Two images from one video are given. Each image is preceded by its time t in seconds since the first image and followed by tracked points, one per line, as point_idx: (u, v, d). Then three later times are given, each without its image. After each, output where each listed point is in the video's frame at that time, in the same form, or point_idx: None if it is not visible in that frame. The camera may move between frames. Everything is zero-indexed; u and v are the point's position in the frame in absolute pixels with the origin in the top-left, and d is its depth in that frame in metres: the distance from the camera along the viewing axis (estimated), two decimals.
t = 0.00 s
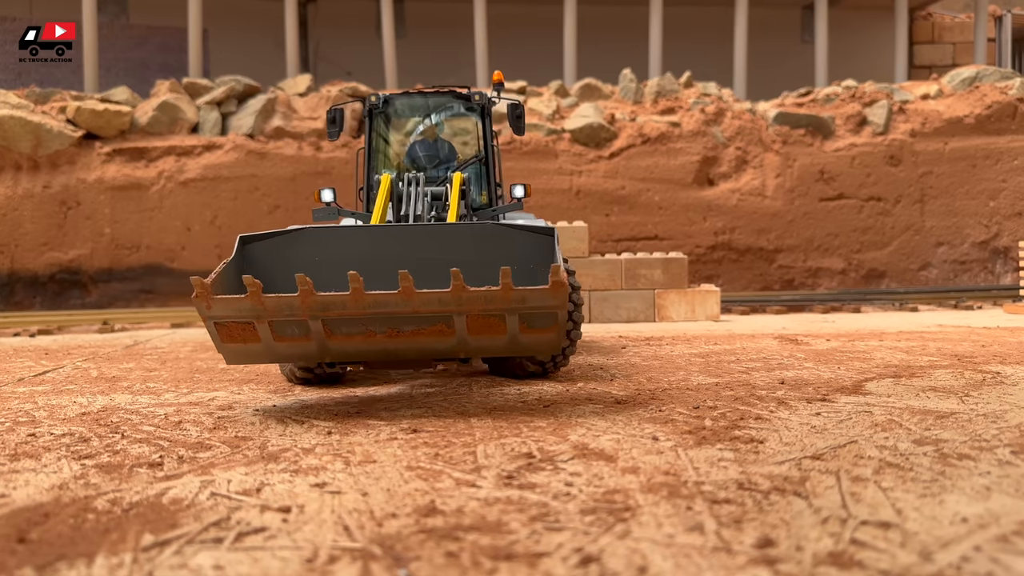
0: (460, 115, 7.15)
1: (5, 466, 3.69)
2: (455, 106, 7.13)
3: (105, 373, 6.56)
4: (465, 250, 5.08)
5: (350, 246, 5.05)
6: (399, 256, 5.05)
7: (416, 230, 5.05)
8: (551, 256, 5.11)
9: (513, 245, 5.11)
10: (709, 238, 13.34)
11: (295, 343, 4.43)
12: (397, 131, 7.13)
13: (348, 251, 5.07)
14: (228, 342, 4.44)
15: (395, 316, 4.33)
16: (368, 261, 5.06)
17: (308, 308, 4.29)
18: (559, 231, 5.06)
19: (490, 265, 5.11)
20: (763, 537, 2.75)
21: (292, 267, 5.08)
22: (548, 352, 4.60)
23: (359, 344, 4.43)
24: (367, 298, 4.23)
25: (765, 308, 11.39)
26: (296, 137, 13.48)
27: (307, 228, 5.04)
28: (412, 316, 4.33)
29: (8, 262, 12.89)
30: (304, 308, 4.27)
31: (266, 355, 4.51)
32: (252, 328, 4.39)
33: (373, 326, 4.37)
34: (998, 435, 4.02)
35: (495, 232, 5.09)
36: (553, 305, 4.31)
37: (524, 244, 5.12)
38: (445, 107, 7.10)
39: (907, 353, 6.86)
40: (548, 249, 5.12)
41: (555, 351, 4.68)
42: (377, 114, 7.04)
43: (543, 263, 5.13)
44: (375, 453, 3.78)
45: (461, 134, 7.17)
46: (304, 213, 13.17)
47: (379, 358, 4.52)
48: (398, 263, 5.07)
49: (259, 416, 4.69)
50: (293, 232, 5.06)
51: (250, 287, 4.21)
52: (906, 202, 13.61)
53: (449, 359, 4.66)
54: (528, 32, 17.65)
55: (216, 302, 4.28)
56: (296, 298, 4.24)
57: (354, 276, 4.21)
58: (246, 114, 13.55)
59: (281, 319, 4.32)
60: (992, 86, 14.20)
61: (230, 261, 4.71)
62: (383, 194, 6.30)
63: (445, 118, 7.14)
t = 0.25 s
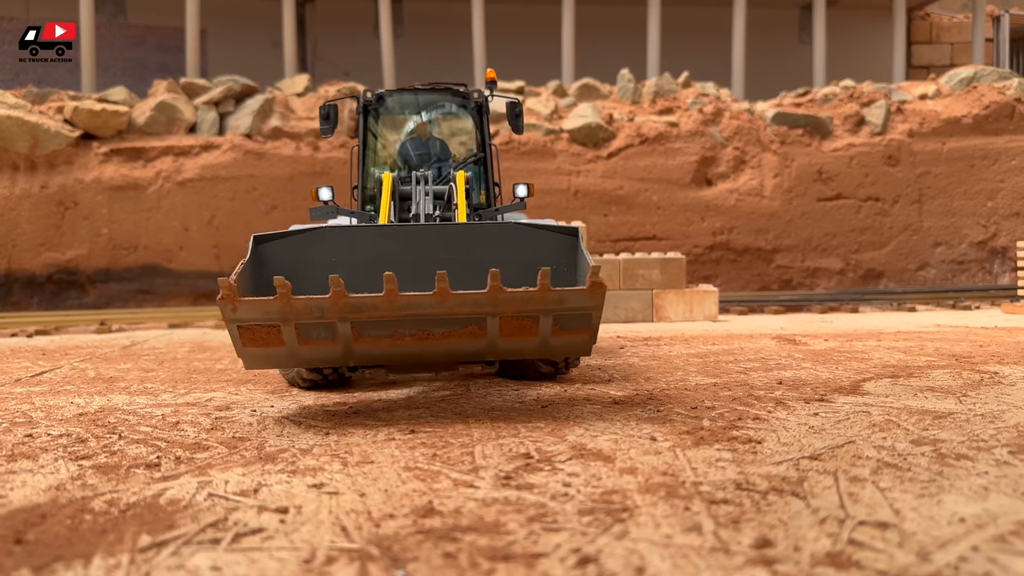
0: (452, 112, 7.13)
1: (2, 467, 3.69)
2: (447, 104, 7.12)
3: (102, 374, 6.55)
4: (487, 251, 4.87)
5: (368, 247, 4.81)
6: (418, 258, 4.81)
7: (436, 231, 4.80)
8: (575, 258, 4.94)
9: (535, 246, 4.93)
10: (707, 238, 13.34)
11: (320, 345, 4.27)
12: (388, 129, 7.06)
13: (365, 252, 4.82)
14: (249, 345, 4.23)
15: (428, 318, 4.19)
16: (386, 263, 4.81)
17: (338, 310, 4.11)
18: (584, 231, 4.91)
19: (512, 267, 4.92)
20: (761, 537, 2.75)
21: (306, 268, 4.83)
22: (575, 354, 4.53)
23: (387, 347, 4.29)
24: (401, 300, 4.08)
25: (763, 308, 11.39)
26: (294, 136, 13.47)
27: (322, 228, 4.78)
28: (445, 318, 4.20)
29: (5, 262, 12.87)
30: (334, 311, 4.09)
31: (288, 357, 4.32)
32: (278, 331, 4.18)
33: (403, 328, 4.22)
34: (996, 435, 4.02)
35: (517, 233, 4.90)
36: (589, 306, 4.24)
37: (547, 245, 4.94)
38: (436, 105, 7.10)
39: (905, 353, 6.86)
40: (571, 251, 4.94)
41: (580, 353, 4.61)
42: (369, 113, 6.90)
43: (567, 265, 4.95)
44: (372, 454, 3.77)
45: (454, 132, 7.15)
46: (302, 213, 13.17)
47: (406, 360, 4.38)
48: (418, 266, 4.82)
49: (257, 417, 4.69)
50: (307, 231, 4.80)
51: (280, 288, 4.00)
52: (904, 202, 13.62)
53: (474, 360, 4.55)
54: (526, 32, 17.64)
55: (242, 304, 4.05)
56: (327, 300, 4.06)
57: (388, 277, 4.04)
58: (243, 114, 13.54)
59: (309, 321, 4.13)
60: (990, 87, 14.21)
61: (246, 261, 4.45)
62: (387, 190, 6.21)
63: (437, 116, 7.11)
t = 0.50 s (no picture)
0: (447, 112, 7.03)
1: None
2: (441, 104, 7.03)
3: (100, 374, 6.53)
4: (512, 250, 4.77)
5: (391, 247, 4.63)
6: (442, 257, 4.68)
7: (461, 232, 4.71)
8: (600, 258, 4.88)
9: (560, 245, 4.86)
10: (706, 238, 13.33)
11: (351, 350, 4.07)
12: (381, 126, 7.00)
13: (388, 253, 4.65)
14: (276, 351, 4.03)
15: (463, 321, 4.06)
16: (409, 263, 4.66)
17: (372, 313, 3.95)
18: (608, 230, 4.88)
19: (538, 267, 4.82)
20: (759, 538, 2.74)
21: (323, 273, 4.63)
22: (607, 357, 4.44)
23: (421, 351, 4.12)
24: (439, 301, 3.95)
25: (761, 308, 11.39)
26: (292, 137, 13.47)
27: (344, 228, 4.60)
28: (481, 320, 4.08)
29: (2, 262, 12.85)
30: (369, 313, 3.93)
31: (315, 364, 4.11)
32: (308, 335, 3.99)
33: (438, 331, 4.07)
34: (994, 435, 4.02)
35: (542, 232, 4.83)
36: (627, 307, 4.20)
37: (572, 244, 4.88)
38: (430, 104, 7.00)
39: (904, 353, 6.87)
40: (596, 251, 4.89)
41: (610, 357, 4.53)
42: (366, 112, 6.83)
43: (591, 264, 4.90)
44: (371, 454, 3.76)
45: (449, 132, 7.04)
46: (300, 212, 13.16)
47: (438, 365, 4.22)
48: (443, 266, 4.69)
49: (254, 417, 4.68)
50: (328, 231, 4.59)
51: (315, 290, 3.83)
52: (902, 202, 13.63)
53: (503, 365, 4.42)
54: (525, 32, 17.65)
55: (275, 307, 3.86)
56: (363, 302, 3.90)
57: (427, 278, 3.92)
58: (241, 114, 13.53)
59: (341, 324, 3.95)
60: (988, 87, 14.22)
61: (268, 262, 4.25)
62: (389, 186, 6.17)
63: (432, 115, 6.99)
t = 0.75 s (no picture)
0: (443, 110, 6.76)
1: None
2: (437, 101, 6.75)
3: (97, 375, 6.52)
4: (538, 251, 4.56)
5: (414, 247, 4.38)
6: (467, 257, 4.44)
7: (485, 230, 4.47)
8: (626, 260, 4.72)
9: (586, 245, 4.66)
10: (704, 238, 13.33)
11: (384, 353, 4.00)
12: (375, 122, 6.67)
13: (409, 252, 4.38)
14: (307, 353, 3.94)
15: (499, 323, 4.01)
16: (432, 263, 4.41)
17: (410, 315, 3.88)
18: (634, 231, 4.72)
19: (564, 268, 4.61)
20: (757, 538, 2.74)
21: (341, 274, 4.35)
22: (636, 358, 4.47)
23: (455, 354, 4.06)
24: (481, 302, 3.90)
25: (759, 308, 11.40)
26: (290, 137, 13.46)
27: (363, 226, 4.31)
28: (517, 322, 4.04)
29: None
30: (408, 315, 3.86)
31: (346, 367, 4.05)
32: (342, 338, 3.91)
33: (474, 333, 4.02)
34: (991, 435, 4.02)
35: (568, 232, 4.63)
36: (665, 308, 4.24)
37: (598, 245, 4.68)
38: (426, 101, 6.70)
39: (901, 353, 6.87)
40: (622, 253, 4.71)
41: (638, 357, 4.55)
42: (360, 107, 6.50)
43: (617, 266, 4.72)
44: (368, 455, 3.76)
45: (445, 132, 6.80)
46: (298, 213, 13.15)
47: (469, 368, 4.17)
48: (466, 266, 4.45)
49: (251, 418, 4.67)
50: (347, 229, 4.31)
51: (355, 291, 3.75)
52: (900, 202, 13.64)
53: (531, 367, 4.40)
54: (522, 32, 17.65)
55: (313, 309, 3.76)
56: (403, 303, 3.83)
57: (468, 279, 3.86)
58: (239, 114, 13.52)
59: (378, 327, 3.88)
60: (986, 87, 14.23)
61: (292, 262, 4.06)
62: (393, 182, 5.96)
63: (427, 112, 6.70)
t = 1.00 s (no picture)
0: (438, 109, 6.55)
1: None
2: (432, 100, 6.56)
3: (94, 375, 6.50)
4: (559, 252, 4.70)
5: (446, 247, 4.50)
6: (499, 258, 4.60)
7: (517, 230, 4.62)
8: (652, 259, 4.87)
9: (612, 245, 4.81)
10: (702, 238, 13.33)
11: (421, 356, 3.96)
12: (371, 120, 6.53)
13: (441, 252, 4.50)
14: (344, 358, 3.86)
15: (539, 324, 4.03)
16: (462, 264, 4.54)
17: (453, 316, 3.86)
18: (660, 231, 4.87)
19: (592, 268, 4.76)
20: (755, 539, 2.73)
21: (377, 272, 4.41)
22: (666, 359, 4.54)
23: (492, 356, 4.05)
24: (526, 303, 3.91)
25: (757, 308, 11.40)
26: (287, 137, 13.43)
27: (395, 226, 4.40)
28: (556, 324, 4.07)
29: None
30: (453, 316, 3.84)
31: (382, 371, 3.99)
32: (383, 341, 3.85)
33: (513, 335, 4.02)
34: (990, 435, 4.02)
35: (594, 232, 4.78)
36: (704, 308, 4.33)
37: (625, 244, 4.83)
38: (420, 99, 6.51)
39: (899, 354, 6.87)
40: (647, 253, 4.87)
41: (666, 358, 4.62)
42: (354, 103, 6.38)
43: (642, 266, 4.87)
44: (366, 456, 3.75)
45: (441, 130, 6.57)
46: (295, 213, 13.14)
47: (504, 370, 4.17)
48: (495, 267, 4.60)
49: (249, 419, 4.66)
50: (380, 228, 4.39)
51: (402, 291, 3.71)
52: (898, 202, 13.65)
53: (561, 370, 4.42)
54: (520, 32, 17.65)
55: (357, 311, 3.69)
56: (449, 305, 3.81)
57: (514, 280, 3.87)
58: (236, 114, 13.50)
59: (420, 329, 3.85)
60: (983, 87, 14.23)
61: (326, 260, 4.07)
62: (401, 180, 5.85)
63: (421, 110, 6.50)
